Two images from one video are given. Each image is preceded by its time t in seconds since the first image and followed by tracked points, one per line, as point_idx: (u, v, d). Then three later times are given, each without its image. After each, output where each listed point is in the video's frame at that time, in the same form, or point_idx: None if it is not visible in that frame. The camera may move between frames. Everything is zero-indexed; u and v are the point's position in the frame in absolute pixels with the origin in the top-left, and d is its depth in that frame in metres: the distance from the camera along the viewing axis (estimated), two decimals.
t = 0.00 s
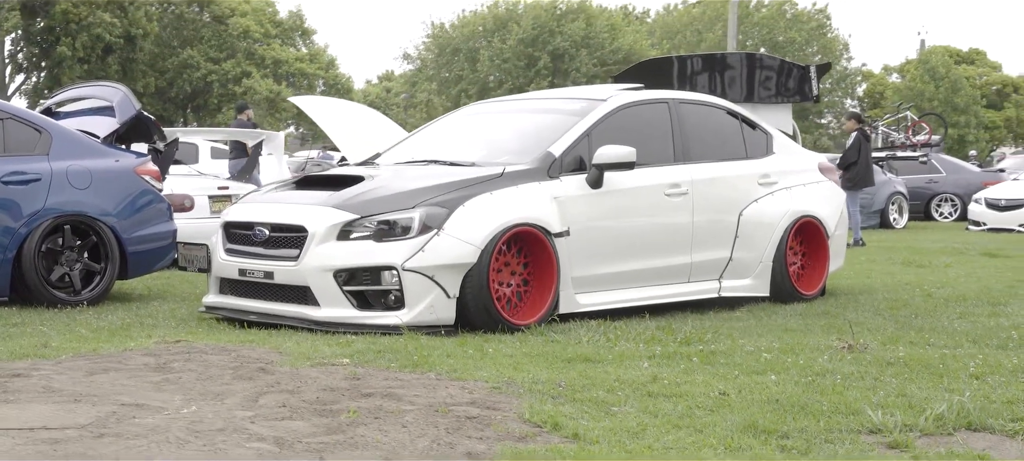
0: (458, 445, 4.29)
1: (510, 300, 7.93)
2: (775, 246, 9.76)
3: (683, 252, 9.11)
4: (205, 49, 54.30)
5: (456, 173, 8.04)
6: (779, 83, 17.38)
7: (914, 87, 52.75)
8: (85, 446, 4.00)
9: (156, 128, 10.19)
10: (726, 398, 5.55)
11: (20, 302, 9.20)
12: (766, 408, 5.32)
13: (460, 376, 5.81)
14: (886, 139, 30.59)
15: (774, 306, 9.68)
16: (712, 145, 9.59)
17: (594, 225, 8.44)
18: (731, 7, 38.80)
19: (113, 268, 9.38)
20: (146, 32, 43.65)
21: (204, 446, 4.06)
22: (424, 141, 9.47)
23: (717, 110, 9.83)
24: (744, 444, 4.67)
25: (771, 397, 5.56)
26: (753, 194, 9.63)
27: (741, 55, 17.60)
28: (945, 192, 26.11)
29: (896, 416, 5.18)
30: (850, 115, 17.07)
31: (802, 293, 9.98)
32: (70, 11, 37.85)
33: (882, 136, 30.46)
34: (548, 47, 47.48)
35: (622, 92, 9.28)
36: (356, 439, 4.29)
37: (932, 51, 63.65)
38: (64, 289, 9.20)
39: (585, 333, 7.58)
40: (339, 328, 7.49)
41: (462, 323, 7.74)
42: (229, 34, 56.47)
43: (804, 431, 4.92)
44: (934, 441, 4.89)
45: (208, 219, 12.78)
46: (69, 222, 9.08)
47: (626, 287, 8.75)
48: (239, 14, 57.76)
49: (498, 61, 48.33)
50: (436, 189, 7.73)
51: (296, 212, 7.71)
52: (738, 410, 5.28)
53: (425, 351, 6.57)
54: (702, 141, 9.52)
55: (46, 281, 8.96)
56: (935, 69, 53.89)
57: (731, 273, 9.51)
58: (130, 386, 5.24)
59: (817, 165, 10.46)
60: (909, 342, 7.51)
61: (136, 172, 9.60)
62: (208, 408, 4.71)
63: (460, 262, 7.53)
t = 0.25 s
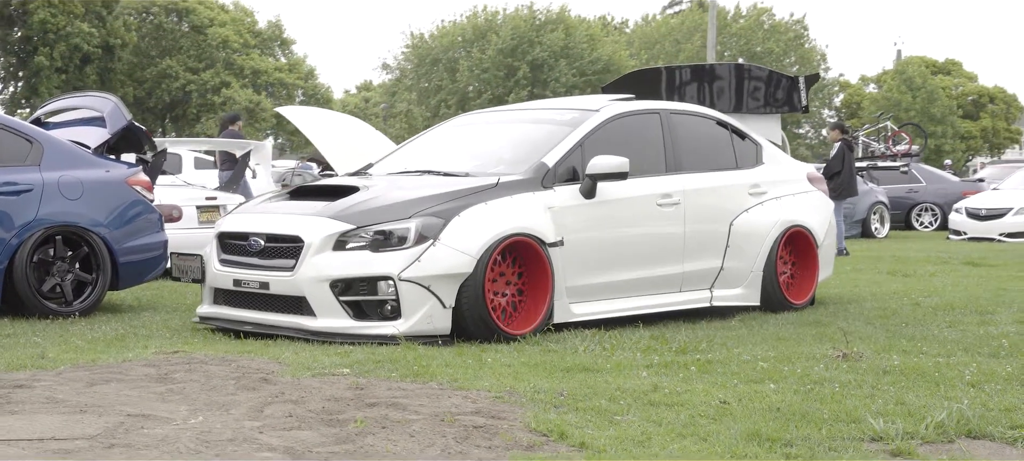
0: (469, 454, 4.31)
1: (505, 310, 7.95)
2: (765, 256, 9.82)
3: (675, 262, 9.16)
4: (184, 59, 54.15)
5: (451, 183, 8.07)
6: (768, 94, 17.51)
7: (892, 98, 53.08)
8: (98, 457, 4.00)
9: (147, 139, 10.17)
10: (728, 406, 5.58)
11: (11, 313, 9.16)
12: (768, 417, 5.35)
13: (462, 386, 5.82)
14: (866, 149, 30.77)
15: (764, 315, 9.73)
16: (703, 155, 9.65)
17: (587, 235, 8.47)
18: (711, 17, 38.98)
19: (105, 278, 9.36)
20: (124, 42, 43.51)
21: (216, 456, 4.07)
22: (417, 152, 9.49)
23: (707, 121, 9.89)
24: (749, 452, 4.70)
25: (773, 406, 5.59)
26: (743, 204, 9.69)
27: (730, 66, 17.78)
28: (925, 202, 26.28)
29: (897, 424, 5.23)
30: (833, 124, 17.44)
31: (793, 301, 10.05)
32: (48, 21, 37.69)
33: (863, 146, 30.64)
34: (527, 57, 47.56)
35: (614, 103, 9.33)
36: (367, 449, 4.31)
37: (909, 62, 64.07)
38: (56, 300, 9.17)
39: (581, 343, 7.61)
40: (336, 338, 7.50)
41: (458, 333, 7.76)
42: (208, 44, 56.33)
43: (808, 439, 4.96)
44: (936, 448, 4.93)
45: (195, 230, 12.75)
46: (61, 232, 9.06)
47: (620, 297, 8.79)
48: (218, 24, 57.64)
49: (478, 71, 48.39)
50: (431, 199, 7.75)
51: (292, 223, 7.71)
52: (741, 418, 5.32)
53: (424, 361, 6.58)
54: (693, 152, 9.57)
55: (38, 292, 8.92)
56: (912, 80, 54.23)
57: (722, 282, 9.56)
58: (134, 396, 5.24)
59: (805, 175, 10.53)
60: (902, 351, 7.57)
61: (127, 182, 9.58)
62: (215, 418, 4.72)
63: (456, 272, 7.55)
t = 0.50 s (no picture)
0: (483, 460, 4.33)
1: (505, 317, 7.98)
2: (761, 264, 9.88)
3: (672, 269, 9.20)
4: (168, 67, 54.06)
5: (451, 191, 8.09)
6: (762, 103, 17.95)
7: (875, 107, 53.32)
8: None
9: (144, 147, 10.17)
10: (733, 412, 5.62)
11: (8, 321, 9.15)
12: (775, 422, 5.39)
13: (468, 393, 5.85)
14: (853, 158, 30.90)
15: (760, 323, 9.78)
16: (699, 164, 9.70)
17: (586, 242, 8.51)
18: (696, 25, 39.10)
19: (102, 287, 9.37)
20: (108, 51, 43.43)
21: None
22: (414, 160, 9.51)
23: (702, 129, 9.94)
24: (759, 458, 4.74)
25: (778, 412, 5.63)
26: (739, 212, 9.74)
27: (724, 75, 18.01)
28: (912, 210, 26.42)
29: (903, 429, 5.27)
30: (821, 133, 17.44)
31: (787, 309, 10.11)
32: (32, 30, 37.63)
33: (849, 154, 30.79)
34: (512, 66, 47.64)
35: (610, 111, 9.37)
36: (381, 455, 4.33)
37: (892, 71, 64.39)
38: (53, 308, 9.17)
39: (581, 350, 7.64)
40: (338, 346, 7.53)
41: (459, 340, 7.78)
42: (192, 53, 56.25)
43: (816, 445, 5.00)
44: (943, 453, 4.97)
45: (189, 238, 12.74)
46: (59, 241, 9.05)
47: (617, 304, 8.83)
48: (203, 33, 57.60)
49: (463, 80, 48.45)
50: (432, 207, 7.78)
51: (292, 231, 7.73)
52: (747, 424, 5.36)
53: (428, 368, 6.60)
54: (689, 160, 9.62)
55: (35, 301, 8.91)
56: (895, 88, 54.51)
57: (718, 290, 9.61)
58: (143, 404, 5.25)
59: (800, 182, 10.59)
60: (900, 357, 7.63)
61: (124, 191, 9.58)
62: (227, 425, 4.73)
63: (457, 279, 7.57)
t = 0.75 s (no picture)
0: None
1: (508, 326, 8.02)
2: (759, 272, 9.95)
3: (673, 278, 9.26)
4: (156, 77, 54.04)
5: (454, 200, 8.14)
6: (759, 112, 18.09)
7: (861, 116, 53.56)
8: None
9: (145, 157, 10.19)
10: (742, 419, 5.68)
11: (10, 330, 9.17)
12: (783, 429, 5.45)
13: (478, 400, 5.90)
14: (842, 167, 31.05)
15: (759, 331, 9.85)
16: (698, 173, 9.77)
17: (587, 251, 8.56)
18: (684, 35, 39.26)
19: (104, 296, 9.40)
20: (96, 59, 43.42)
21: None
22: (415, 169, 9.56)
23: (701, 139, 10.02)
24: None
25: (786, 418, 5.70)
26: (738, 220, 9.81)
27: (721, 84, 18.16)
28: (901, 219, 26.55)
29: (911, 436, 5.34)
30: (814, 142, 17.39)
31: (785, 317, 10.18)
32: (20, 39, 37.62)
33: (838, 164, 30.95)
34: (499, 75, 47.75)
35: (611, 121, 9.43)
36: None
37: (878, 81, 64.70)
38: (56, 317, 9.19)
39: (585, 358, 7.70)
40: (343, 354, 7.57)
41: (462, 349, 7.82)
42: (180, 62, 56.23)
43: (826, 451, 5.06)
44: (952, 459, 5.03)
45: (186, 248, 12.75)
46: (61, 250, 9.07)
47: (619, 313, 8.88)
48: (191, 42, 57.59)
49: (451, 89, 48.53)
50: (436, 216, 7.82)
51: (297, 240, 7.77)
52: (756, 431, 5.42)
53: (436, 376, 6.65)
54: (688, 169, 9.69)
55: (38, 310, 8.93)
56: (881, 98, 54.79)
57: (718, 298, 9.67)
58: (158, 411, 5.29)
59: (797, 191, 10.66)
60: (902, 365, 7.70)
61: (126, 200, 9.61)
62: (245, 432, 4.77)
63: (462, 288, 7.62)
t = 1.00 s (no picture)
0: None
1: (512, 334, 8.07)
2: (758, 281, 10.02)
3: (673, 286, 9.32)
4: (142, 84, 53.92)
5: (458, 209, 8.19)
6: (756, 121, 18.13)
7: (846, 125, 53.78)
8: None
9: (146, 166, 10.21)
10: (751, 426, 5.74)
11: (12, 339, 9.18)
12: (794, 436, 5.51)
13: (489, 408, 5.94)
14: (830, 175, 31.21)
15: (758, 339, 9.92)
16: (697, 182, 9.84)
17: (590, 260, 8.62)
18: (671, 44, 39.39)
19: (106, 305, 9.42)
20: (82, 67, 43.33)
21: None
22: (416, 178, 9.60)
23: (700, 148, 10.09)
24: None
25: (795, 425, 5.76)
26: (736, 229, 9.88)
27: (717, 94, 18.28)
28: (889, 227, 26.66)
29: (920, 442, 5.40)
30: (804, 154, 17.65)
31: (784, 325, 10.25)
32: (6, 47, 37.53)
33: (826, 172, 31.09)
34: (485, 83, 47.83)
35: (611, 131, 9.50)
36: None
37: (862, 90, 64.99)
38: (58, 326, 9.20)
39: (589, 366, 7.75)
40: (349, 362, 7.61)
41: (467, 357, 7.87)
42: (166, 70, 56.13)
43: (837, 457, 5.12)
44: None
45: (184, 256, 12.75)
46: (63, 258, 9.08)
47: (620, 321, 8.94)
48: (176, 49, 57.50)
49: (437, 97, 48.56)
50: (441, 225, 7.87)
51: (303, 249, 7.80)
52: (767, 438, 5.48)
53: (444, 384, 6.69)
54: (688, 178, 9.76)
55: (40, 318, 8.94)
56: (866, 106, 55.05)
57: (717, 306, 9.74)
58: (175, 419, 5.32)
59: (794, 200, 10.74)
60: (903, 372, 7.77)
61: (127, 209, 9.63)
62: (264, 440, 4.81)
63: (467, 296, 7.66)
